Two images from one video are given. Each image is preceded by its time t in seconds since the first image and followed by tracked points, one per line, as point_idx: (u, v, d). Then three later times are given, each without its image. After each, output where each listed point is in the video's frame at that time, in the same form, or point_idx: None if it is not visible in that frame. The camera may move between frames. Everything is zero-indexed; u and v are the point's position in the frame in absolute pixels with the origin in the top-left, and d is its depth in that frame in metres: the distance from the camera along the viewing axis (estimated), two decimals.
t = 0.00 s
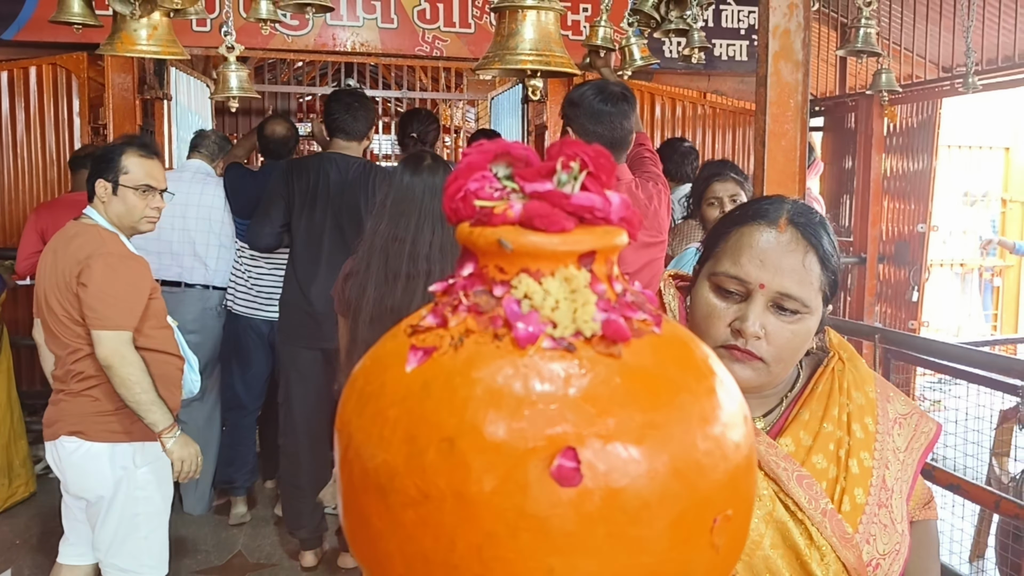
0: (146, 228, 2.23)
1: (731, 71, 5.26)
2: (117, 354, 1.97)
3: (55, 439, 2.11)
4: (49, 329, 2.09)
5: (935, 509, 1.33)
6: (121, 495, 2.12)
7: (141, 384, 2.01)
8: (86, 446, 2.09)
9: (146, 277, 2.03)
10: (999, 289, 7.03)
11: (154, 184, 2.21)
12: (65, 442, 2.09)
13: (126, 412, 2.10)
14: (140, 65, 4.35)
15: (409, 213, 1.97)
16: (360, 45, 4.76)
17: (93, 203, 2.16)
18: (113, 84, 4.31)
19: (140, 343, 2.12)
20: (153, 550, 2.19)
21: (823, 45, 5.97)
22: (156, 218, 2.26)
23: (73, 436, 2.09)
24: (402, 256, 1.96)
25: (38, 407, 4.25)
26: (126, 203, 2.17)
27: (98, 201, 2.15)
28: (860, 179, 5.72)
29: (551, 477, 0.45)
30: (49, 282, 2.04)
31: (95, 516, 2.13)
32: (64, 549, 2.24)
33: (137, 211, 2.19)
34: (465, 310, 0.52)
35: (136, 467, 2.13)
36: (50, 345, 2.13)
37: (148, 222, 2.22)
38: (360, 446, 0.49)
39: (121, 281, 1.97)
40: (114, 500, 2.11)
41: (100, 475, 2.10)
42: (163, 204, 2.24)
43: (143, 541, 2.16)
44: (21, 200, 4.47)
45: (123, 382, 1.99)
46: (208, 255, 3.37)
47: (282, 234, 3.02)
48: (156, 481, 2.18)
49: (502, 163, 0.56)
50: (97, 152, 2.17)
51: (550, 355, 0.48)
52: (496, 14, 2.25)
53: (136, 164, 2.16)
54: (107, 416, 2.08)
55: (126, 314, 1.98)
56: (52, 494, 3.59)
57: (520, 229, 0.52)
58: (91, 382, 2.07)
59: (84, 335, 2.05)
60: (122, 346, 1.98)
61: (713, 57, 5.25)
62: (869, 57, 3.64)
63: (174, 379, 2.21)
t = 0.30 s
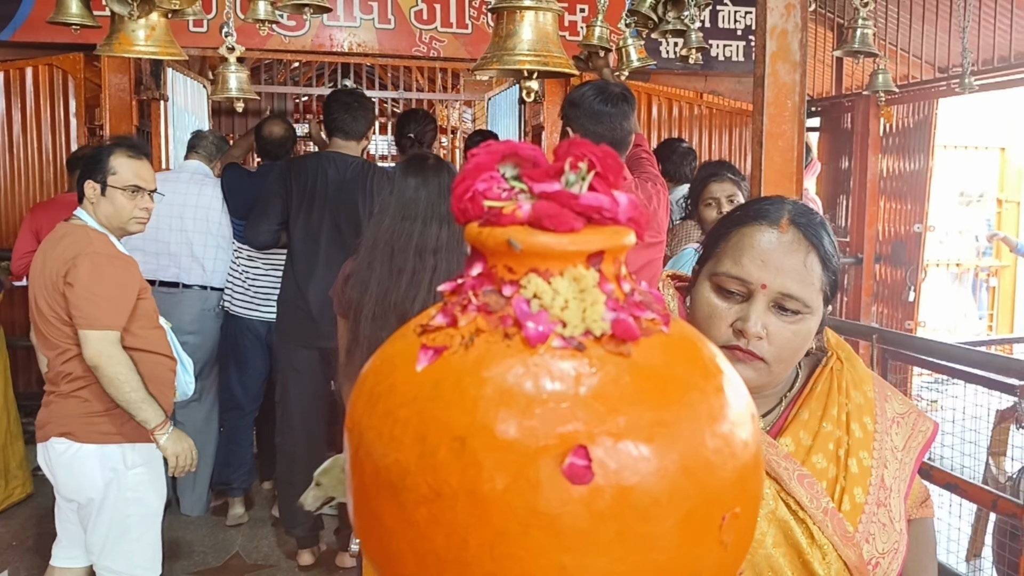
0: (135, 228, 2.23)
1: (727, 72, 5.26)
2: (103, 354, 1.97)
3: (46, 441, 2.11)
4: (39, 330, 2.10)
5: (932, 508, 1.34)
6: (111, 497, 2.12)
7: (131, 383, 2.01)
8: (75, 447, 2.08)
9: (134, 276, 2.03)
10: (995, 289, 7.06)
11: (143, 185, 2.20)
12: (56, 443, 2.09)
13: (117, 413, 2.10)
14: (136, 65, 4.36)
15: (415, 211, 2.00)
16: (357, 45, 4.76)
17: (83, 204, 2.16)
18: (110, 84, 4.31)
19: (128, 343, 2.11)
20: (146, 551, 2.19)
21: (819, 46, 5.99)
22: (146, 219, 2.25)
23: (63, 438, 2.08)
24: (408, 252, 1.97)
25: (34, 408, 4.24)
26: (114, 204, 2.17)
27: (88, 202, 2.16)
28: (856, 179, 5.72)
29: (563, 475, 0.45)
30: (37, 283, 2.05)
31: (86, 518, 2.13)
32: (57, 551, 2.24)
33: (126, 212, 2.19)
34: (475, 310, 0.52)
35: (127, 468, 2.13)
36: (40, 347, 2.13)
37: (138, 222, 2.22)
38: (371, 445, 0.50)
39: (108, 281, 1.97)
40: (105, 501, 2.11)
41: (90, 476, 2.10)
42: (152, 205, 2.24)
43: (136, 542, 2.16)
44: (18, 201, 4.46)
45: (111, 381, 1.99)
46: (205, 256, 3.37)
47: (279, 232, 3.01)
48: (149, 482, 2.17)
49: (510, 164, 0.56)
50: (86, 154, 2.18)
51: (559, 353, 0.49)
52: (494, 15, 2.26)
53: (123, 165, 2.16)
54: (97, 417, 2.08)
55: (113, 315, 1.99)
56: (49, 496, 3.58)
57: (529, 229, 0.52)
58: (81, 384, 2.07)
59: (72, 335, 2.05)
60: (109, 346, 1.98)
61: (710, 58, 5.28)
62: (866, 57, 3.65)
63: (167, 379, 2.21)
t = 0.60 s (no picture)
0: (123, 228, 2.22)
1: (723, 72, 5.36)
2: (90, 354, 1.97)
3: (35, 442, 2.11)
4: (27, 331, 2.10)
5: (929, 506, 1.35)
6: (100, 500, 2.11)
7: (118, 383, 2.01)
8: (63, 449, 2.08)
9: (122, 277, 2.03)
10: (990, 289, 7.10)
11: (131, 185, 2.21)
12: (43, 445, 2.09)
13: (105, 413, 2.09)
14: (131, 65, 4.36)
15: (419, 210, 2.02)
16: (353, 45, 4.75)
17: (70, 205, 2.17)
18: (105, 84, 4.31)
19: (114, 343, 2.10)
20: (136, 553, 2.18)
21: (814, 47, 6.02)
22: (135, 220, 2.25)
23: (51, 440, 2.08)
24: (415, 248, 2.00)
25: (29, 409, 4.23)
26: (101, 204, 2.17)
27: (75, 202, 2.16)
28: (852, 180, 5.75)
29: (574, 474, 0.45)
30: (26, 284, 2.05)
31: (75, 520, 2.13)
32: (48, 554, 2.24)
33: (113, 212, 2.18)
34: (484, 310, 0.53)
35: (118, 469, 2.12)
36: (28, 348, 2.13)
37: (126, 222, 2.21)
38: (382, 443, 0.50)
39: (94, 281, 1.96)
40: (95, 503, 2.11)
41: (79, 478, 2.09)
42: (141, 204, 2.24)
43: (125, 545, 2.16)
44: (12, 201, 4.46)
45: (99, 382, 1.99)
46: (202, 256, 3.36)
47: (276, 231, 3.00)
48: (140, 483, 2.17)
49: (517, 164, 0.56)
50: (73, 154, 2.19)
51: (568, 353, 0.49)
52: (491, 15, 2.27)
53: (109, 164, 2.17)
54: (85, 418, 2.07)
55: (99, 314, 1.98)
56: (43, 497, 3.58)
57: (538, 229, 0.52)
58: (69, 385, 2.07)
59: (58, 336, 2.05)
60: (94, 346, 1.97)
61: (706, 59, 5.34)
62: (862, 58, 3.66)
63: (158, 380, 2.21)
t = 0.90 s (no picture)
0: (115, 229, 2.22)
1: (721, 73, 5.37)
2: (78, 355, 1.96)
3: (25, 444, 2.11)
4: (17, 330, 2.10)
5: (928, 507, 1.36)
6: (90, 502, 2.11)
7: (107, 384, 2.01)
8: (53, 450, 2.07)
9: (111, 277, 2.03)
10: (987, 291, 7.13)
11: (121, 184, 2.21)
12: (33, 447, 2.09)
13: (94, 415, 2.08)
14: (129, 65, 4.37)
15: (424, 210, 2.06)
16: (351, 47, 4.75)
17: (61, 207, 2.17)
18: (102, 85, 4.32)
19: (103, 345, 2.09)
20: (128, 555, 2.19)
21: (812, 49, 6.03)
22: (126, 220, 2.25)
23: (40, 441, 2.08)
24: (421, 246, 2.03)
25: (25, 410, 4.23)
26: (91, 204, 2.17)
27: (66, 204, 2.17)
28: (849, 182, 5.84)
29: (587, 472, 0.46)
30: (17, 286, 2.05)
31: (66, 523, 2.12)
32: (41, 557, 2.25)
33: (104, 213, 2.18)
34: (496, 310, 0.53)
35: (109, 471, 2.12)
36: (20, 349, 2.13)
37: (117, 223, 2.21)
38: (395, 442, 0.50)
39: (82, 281, 1.96)
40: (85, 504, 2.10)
41: (69, 480, 2.09)
42: (131, 205, 2.23)
43: (117, 547, 2.16)
44: (8, 201, 4.48)
45: (87, 383, 1.99)
46: (200, 257, 3.34)
47: (273, 232, 3.00)
48: (131, 485, 2.17)
49: (527, 165, 0.57)
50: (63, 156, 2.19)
51: (581, 352, 0.49)
52: (491, 16, 2.27)
53: (100, 165, 2.17)
54: (74, 420, 2.06)
55: (88, 315, 1.97)
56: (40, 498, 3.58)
57: (549, 230, 0.53)
58: (58, 387, 2.06)
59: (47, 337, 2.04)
60: (82, 347, 1.96)
61: (704, 61, 5.36)
62: (861, 60, 3.67)
63: (149, 383, 2.21)
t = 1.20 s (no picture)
0: (111, 230, 2.23)
1: (721, 76, 5.39)
2: (70, 356, 1.97)
3: (19, 446, 2.10)
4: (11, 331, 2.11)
5: (931, 507, 1.36)
6: (84, 505, 2.11)
7: (98, 385, 2.02)
8: (46, 453, 2.07)
9: (104, 279, 2.03)
10: (986, 293, 7.14)
11: (116, 186, 2.21)
12: (26, 449, 2.09)
13: (86, 418, 2.08)
14: (129, 68, 4.39)
15: (428, 211, 2.13)
16: (351, 49, 4.76)
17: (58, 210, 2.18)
18: (103, 87, 4.34)
19: (94, 347, 2.09)
20: (126, 557, 2.19)
21: (812, 50, 6.04)
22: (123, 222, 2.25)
23: (33, 444, 2.08)
24: (429, 247, 2.11)
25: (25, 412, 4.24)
26: (87, 206, 2.18)
27: (62, 207, 2.18)
28: (850, 184, 5.85)
29: (603, 470, 0.46)
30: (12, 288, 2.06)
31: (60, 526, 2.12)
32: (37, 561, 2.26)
33: (99, 214, 2.19)
34: (509, 309, 0.53)
35: (104, 474, 2.13)
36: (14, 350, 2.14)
37: (113, 224, 2.22)
38: (410, 441, 0.51)
39: (75, 283, 1.96)
40: (80, 507, 2.10)
41: (64, 483, 2.09)
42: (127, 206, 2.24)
43: (115, 549, 2.16)
44: (9, 202, 4.49)
45: (78, 384, 1.99)
46: (201, 258, 3.34)
47: (274, 234, 3.02)
48: (126, 488, 2.17)
49: (539, 166, 0.57)
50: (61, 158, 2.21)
51: (595, 351, 0.50)
52: (493, 17, 2.28)
53: (94, 166, 2.17)
54: (66, 423, 2.07)
55: (80, 317, 1.97)
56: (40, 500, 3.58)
57: (562, 229, 0.53)
58: (52, 389, 2.07)
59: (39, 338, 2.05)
60: (73, 348, 1.97)
61: (705, 62, 5.38)
62: (861, 63, 3.68)
63: (144, 386, 2.22)
